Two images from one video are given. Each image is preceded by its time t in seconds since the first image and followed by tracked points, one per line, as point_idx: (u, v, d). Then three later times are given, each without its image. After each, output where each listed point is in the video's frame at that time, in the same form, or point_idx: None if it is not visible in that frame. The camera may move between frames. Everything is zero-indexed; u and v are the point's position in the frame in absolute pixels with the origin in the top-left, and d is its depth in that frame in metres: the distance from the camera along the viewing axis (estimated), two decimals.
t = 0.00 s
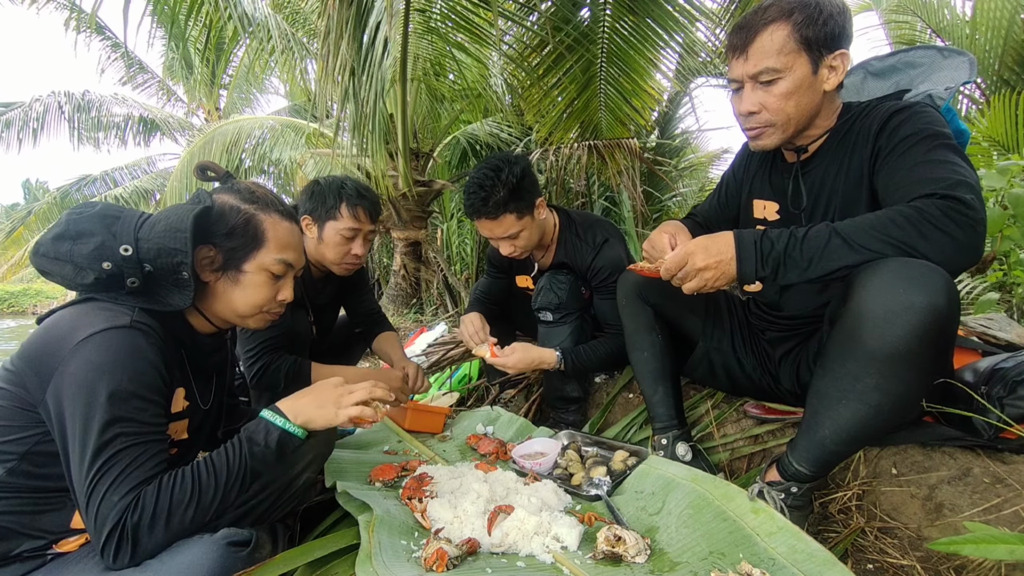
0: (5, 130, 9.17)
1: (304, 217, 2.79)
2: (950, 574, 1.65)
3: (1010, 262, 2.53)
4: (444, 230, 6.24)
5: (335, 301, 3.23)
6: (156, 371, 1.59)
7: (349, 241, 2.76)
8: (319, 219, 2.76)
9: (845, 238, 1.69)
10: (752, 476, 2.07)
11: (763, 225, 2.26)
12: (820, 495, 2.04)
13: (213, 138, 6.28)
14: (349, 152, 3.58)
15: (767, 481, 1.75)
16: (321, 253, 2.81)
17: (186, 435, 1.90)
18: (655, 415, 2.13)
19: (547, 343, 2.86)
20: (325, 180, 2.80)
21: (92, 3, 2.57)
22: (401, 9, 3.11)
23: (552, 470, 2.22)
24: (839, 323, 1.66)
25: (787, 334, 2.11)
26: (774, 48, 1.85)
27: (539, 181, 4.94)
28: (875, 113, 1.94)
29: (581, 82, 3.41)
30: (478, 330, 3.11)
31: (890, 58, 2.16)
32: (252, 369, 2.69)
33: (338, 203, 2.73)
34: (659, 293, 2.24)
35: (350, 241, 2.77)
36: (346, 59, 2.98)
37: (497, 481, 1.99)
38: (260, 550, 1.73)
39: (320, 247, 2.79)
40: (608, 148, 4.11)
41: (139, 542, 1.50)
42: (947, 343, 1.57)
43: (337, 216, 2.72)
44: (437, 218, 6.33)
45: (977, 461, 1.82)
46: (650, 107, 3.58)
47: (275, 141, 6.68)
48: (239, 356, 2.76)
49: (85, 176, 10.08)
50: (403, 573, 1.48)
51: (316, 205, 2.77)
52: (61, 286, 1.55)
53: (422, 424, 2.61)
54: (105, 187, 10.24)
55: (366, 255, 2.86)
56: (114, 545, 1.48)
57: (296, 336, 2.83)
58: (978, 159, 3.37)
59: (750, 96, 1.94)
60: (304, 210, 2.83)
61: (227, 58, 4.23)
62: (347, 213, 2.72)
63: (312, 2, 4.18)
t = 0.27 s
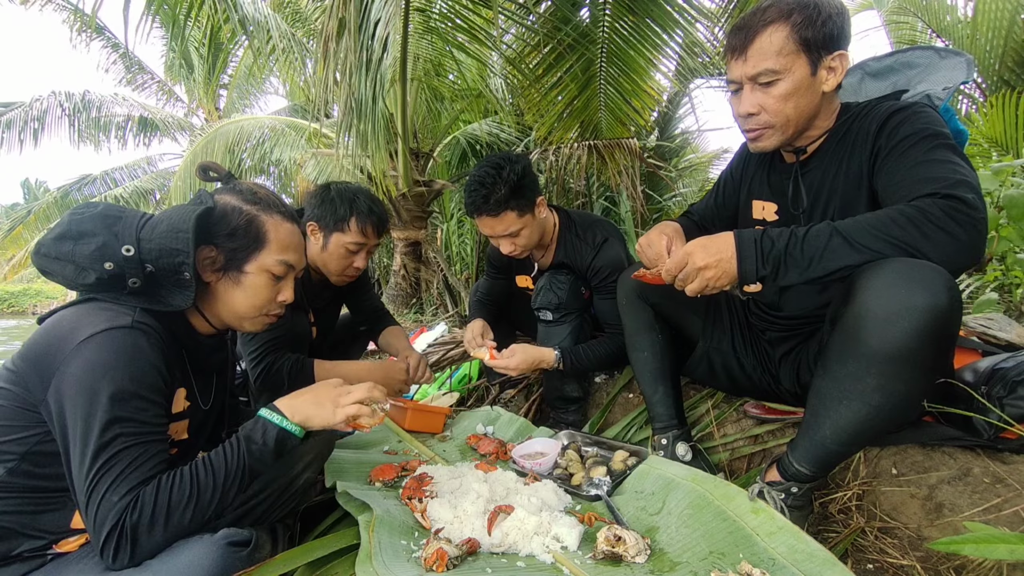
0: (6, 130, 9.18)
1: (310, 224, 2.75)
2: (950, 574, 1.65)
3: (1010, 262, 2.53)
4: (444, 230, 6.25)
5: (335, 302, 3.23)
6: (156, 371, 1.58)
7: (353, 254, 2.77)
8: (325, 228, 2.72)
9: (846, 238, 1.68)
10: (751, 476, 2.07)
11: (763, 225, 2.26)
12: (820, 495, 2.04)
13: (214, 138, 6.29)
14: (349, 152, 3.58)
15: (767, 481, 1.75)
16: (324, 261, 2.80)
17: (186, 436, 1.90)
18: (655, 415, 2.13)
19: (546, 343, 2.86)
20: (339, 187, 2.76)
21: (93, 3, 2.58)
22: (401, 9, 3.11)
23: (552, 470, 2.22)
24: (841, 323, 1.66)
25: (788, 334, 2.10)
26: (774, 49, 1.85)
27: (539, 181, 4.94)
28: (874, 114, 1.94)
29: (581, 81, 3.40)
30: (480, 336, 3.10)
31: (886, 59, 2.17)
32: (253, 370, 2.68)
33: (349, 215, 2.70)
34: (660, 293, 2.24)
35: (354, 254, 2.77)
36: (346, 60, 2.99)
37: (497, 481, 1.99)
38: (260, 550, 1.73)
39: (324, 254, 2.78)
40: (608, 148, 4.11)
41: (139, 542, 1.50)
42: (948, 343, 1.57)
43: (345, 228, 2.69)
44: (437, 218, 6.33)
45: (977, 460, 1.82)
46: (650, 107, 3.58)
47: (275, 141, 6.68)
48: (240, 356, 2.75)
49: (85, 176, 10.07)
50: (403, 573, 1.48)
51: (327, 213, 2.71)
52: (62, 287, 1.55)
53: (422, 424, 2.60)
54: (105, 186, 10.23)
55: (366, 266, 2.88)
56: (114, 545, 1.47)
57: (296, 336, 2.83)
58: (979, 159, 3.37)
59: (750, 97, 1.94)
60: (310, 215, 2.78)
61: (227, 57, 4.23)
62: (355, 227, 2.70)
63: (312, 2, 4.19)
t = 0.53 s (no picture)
0: (7, 130, 9.18)
1: (312, 226, 2.74)
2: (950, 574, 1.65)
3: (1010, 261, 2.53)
4: (444, 229, 6.25)
5: (336, 302, 3.23)
6: (158, 361, 1.59)
7: (354, 257, 2.77)
8: (327, 230, 2.71)
9: (844, 237, 1.68)
10: (751, 477, 2.07)
11: (762, 225, 2.26)
12: (820, 495, 2.04)
13: (215, 138, 6.28)
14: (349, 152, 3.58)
15: (767, 481, 1.75)
16: (325, 262, 2.80)
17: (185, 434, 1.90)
18: (655, 414, 2.13)
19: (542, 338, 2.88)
20: (342, 189, 2.75)
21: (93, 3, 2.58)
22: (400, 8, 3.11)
23: (552, 470, 2.22)
24: (840, 323, 1.66)
25: (787, 334, 2.10)
26: (773, 49, 1.85)
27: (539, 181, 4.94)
28: (873, 114, 1.94)
29: (581, 81, 3.40)
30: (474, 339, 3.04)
31: (885, 59, 2.17)
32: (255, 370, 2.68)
33: (351, 218, 2.69)
34: (659, 293, 2.24)
35: (356, 256, 2.78)
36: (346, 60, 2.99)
37: (497, 481, 2.00)
38: (260, 549, 1.73)
39: (325, 256, 2.78)
40: (608, 148, 4.12)
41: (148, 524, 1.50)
42: (946, 342, 1.57)
43: (347, 231, 2.69)
44: (437, 218, 6.33)
45: (977, 460, 1.82)
46: (650, 108, 3.57)
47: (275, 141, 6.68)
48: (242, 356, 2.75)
49: (85, 176, 10.08)
50: (403, 573, 1.48)
51: (329, 214, 2.70)
52: (64, 284, 1.55)
53: (422, 424, 2.60)
54: (105, 186, 10.22)
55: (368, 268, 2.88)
56: (122, 528, 1.47)
57: (296, 335, 2.83)
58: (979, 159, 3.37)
59: (749, 97, 1.94)
60: (313, 216, 2.76)
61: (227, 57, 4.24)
62: (357, 230, 2.70)
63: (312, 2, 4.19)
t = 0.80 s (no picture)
0: (8, 131, 9.19)
1: (313, 226, 2.75)
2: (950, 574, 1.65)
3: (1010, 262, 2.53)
4: (444, 230, 6.25)
5: (336, 303, 3.24)
6: (160, 352, 1.60)
7: (356, 257, 2.77)
8: (329, 231, 2.71)
9: (842, 237, 1.68)
10: (751, 477, 2.07)
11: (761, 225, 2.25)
12: (820, 495, 2.04)
13: (215, 139, 6.27)
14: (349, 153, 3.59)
15: (767, 481, 1.75)
16: (327, 263, 2.80)
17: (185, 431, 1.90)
18: (655, 414, 2.13)
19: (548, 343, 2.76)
20: (344, 190, 2.75)
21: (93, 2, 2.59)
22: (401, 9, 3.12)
23: (552, 470, 2.22)
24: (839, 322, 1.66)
25: (787, 334, 2.10)
26: (772, 50, 1.85)
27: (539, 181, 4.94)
28: (872, 114, 1.94)
29: (581, 81, 3.40)
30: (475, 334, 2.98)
31: (884, 60, 2.18)
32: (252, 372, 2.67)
33: (352, 218, 2.69)
34: (659, 293, 2.23)
35: (357, 257, 2.78)
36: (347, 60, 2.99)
37: (497, 481, 2.00)
38: (260, 549, 1.72)
39: (327, 257, 2.78)
40: (608, 148, 4.13)
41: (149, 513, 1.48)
42: (945, 342, 1.58)
43: (349, 232, 2.70)
44: (437, 218, 6.33)
45: (977, 460, 1.82)
46: (650, 108, 3.58)
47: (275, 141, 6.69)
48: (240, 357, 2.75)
49: (86, 176, 10.08)
50: (403, 573, 1.48)
51: (330, 214, 2.70)
52: (68, 280, 1.56)
53: (422, 424, 2.60)
54: (105, 187, 10.22)
55: (370, 269, 2.88)
56: (125, 514, 1.46)
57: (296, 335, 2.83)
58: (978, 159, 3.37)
59: (748, 97, 1.94)
60: (314, 217, 2.77)
61: (228, 58, 4.24)
62: (359, 230, 2.70)
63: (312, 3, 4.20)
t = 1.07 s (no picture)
0: (9, 130, 9.19)
1: (314, 227, 2.74)
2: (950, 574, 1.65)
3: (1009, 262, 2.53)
4: (444, 229, 6.25)
5: (336, 303, 3.24)
6: (162, 347, 1.59)
7: (357, 258, 2.77)
8: (330, 231, 2.71)
9: (841, 237, 1.69)
10: (750, 477, 2.07)
11: (761, 225, 2.25)
12: (820, 495, 2.04)
13: (215, 139, 6.27)
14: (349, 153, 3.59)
15: (767, 481, 1.75)
16: (328, 263, 2.80)
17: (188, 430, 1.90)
18: (655, 414, 2.13)
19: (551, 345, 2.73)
20: (345, 190, 2.74)
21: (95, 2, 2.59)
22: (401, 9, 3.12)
23: (551, 470, 2.22)
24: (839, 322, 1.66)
25: (787, 334, 2.09)
26: (772, 49, 1.85)
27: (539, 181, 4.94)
28: (871, 114, 1.94)
29: (581, 80, 3.40)
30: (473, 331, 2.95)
31: (883, 60, 2.18)
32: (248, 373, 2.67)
33: (354, 219, 2.69)
34: (660, 293, 2.24)
35: (359, 257, 2.77)
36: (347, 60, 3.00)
37: (497, 481, 2.00)
38: (260, 549, 1.72)
39: (328, 257, 2.77)
40: (608, 148, 4.13)
41: (140, 507, 1.47)
42: (945, 342, 1.57)
43: (350, 232, 2.70)
44: (437, 218, 6.33)
45: (977, 460, 1.82)
46: (650, 108, 3.58)
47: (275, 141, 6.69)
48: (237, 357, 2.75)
49: (87, 176, 10.09)
50: (403, 573, 1.48)
51: (332, 216, 2.70)
52: (75, 280, 1.57)
53: (422, 424, 2.60)
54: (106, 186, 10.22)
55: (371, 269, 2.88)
56: (120, 506, 1.46)
57: (296, 335, 2.83)
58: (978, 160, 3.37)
59: (748, 97, 1.94)
60: (316, 218, 2.76)
61: (228, 57, 4.25)
62: (360, 230, 2.70)
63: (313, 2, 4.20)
